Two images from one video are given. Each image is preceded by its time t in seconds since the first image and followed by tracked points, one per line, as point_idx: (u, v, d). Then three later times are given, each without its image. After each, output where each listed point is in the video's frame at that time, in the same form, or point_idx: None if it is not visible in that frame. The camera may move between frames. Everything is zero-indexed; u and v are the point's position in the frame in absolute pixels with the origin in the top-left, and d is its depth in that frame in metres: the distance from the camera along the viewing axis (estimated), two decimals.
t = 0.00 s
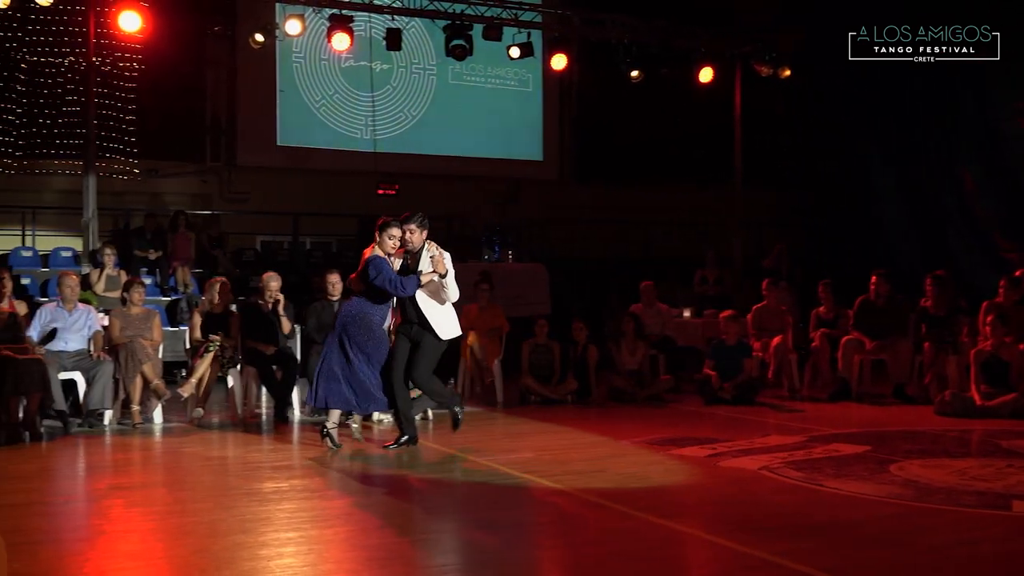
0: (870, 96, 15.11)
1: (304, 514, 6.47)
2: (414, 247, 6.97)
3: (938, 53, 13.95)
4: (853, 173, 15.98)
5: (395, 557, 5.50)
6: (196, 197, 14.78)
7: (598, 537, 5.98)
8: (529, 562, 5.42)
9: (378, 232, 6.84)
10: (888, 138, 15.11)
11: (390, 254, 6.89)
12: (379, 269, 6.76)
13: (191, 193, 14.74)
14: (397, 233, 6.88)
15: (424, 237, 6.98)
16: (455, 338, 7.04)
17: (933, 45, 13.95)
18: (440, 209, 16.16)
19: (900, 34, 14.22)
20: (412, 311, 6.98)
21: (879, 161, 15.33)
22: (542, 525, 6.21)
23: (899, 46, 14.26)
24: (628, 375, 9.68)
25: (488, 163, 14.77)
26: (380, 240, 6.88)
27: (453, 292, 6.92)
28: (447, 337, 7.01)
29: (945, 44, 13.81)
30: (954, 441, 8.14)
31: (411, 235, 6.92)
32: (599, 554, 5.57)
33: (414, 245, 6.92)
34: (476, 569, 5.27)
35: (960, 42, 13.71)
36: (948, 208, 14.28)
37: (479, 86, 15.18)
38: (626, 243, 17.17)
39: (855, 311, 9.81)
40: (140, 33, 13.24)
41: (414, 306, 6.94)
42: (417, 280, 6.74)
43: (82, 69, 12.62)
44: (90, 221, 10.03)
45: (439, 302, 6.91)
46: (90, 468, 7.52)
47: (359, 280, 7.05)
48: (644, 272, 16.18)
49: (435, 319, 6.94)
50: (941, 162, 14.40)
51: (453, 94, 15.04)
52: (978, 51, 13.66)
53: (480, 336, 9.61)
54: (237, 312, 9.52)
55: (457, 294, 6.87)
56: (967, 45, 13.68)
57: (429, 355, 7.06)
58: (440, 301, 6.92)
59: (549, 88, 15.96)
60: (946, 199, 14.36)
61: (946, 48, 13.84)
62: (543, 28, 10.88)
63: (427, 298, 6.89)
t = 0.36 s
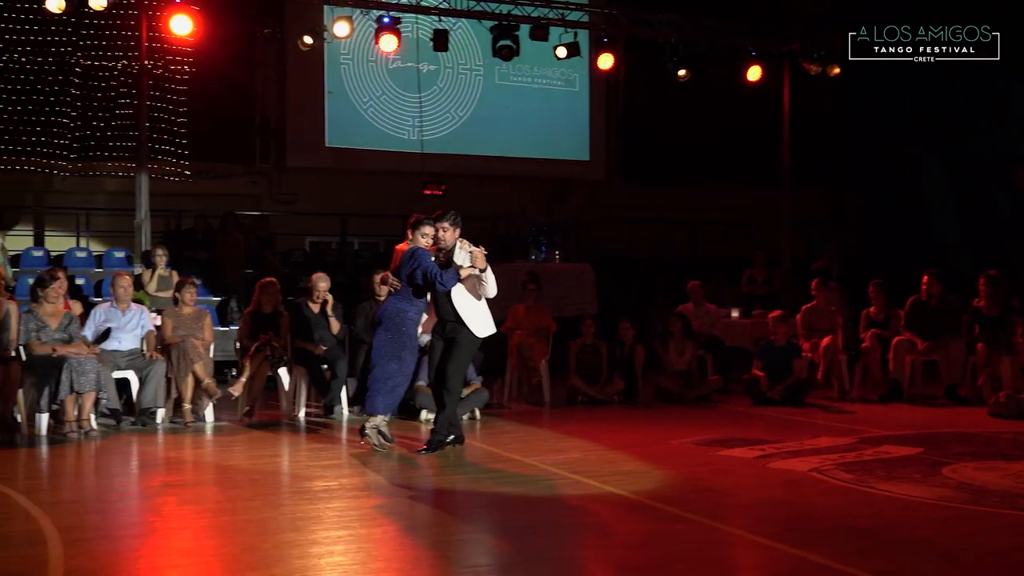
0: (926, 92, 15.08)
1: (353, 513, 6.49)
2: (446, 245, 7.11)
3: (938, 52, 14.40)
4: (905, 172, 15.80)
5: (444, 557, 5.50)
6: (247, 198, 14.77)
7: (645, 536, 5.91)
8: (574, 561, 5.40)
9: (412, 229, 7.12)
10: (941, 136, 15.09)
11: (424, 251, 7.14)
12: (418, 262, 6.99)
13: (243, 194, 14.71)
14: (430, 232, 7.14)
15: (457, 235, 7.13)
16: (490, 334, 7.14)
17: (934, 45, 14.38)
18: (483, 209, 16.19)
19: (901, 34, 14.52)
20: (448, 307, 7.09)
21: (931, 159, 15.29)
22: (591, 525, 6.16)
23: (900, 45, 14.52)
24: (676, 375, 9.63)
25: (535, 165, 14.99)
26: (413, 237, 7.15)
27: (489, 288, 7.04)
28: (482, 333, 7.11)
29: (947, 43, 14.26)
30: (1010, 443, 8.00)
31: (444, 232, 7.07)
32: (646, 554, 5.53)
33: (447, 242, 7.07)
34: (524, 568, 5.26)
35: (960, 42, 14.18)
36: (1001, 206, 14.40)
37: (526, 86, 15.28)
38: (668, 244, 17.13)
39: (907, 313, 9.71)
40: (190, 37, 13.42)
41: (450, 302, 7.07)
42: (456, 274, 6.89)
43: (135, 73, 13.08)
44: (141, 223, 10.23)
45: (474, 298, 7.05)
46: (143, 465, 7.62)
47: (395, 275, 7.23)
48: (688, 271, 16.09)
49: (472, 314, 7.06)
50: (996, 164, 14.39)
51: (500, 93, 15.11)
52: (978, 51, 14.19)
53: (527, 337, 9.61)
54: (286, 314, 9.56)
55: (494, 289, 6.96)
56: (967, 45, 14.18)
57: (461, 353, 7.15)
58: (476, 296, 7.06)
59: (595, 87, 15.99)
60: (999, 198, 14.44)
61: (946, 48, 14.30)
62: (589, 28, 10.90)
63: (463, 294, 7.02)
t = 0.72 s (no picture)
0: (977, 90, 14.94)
1: (399, 513, 6.53)
2: (504, 251, 6.96)
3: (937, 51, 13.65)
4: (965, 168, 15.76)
5: (488, 557, 5.51)
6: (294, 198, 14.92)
7: (690, 538, 5.88)
8: (619, 562, 5.38)
9: (470, 235, 7.06)
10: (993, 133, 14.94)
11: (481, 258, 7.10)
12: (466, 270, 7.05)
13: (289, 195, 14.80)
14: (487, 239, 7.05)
15: (515, 240, 6.96)
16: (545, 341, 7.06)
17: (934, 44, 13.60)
18: (525, 208, 16.21)
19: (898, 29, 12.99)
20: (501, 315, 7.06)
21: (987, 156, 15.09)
22: (636, 527, 6.15)
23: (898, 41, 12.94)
24: (722, 375, 9.60)
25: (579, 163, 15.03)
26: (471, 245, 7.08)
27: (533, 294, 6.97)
28: (535, 341, 7.03)
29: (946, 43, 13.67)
30: None
31: (502, 239, 6.91)
32: (693, 555, 5.51)
33: (503, 249, 6.91)
34: (569, 568, 5.26)
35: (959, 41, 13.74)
36: None
37: (571, 85, 15.29)
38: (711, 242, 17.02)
39: (957, 313, 9.58)
40: (239, 39, 13.66)
41: (503, 312, 7.04)
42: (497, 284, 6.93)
43: (184, 75, 13.28)
44: (191, 223, 10.32)
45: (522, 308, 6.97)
46: (193, 464, 7.72)
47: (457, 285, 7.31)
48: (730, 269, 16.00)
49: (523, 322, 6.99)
50: None
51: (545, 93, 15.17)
52: (978, 51, 13.96)
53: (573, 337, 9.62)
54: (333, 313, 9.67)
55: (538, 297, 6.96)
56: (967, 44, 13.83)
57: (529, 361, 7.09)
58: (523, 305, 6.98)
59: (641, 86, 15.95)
60: None
61: (946, 48, 13.63)
62: (635, 28, 10.88)
63: (509, 303, 6.97)
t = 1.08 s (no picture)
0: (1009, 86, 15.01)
1: (430, 512, 6.55)
2: (565, 248, 7.47)
3: (936, 52, 13.04)
4: (996, 167, 15.73)
5: (518, 557, 5.52)
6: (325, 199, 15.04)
7: (720, 539, 5.85)
8: (649, 563, 5.36)
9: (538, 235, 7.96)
10: None
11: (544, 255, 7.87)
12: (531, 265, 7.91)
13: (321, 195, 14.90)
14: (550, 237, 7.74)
15: (576, 238, 7.43)
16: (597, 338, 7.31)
17: (931, 45, 12.97)
18: (553, 209, 16.24)
19: (899, 33, 12.73)
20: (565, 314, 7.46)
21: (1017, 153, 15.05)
22: (666, 527, 6.13)
23: (897, 46, 12.73)
24: (754, 376, 9.59)
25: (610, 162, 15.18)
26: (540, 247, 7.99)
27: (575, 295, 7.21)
28: (593, 337, 7.32)
29: (940, 44, 13.08)
30: None
31: (562, 237, 7.44)
32: (724, 557, 5.48)
33: (563, 246, 7.43)
34: (599, 569, 5.24)
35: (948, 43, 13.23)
36: None
37: (602, 85, 15.30)
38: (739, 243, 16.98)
39: (991, 313, 9.51)
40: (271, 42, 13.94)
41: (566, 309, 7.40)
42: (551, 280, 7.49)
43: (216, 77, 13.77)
44: (224, 223, 10.39)
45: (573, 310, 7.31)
46: (226, 462, 7.78)
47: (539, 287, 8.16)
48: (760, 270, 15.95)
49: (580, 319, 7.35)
50: None
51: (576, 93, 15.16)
52: (977, 50, 14.51)
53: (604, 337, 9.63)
54: (365, 312, 9.71)
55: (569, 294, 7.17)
56: (965, 44, 14.07)
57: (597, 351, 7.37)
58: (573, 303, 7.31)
59: (671, 86, 15.93)
60: None
61: (942, 48, 13.07)
62: (666, 27, 10.89)
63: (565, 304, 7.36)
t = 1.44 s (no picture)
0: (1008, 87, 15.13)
1: (428, 511, 6.56)
2: (596, 248, 7.55)
3: (937, 52, 13.02)
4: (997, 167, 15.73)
5: (518, 556, 5.53)
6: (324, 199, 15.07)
7: (718, 539, 5.85)
8: (646, 563, 5.36)
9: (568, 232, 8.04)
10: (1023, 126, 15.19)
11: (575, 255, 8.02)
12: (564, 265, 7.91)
13: (320, 196, 15.21)
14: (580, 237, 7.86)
15: (605, 239, 7.53)
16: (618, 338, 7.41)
17: (931, 45, 12.95)
18: (553, 208, 16.26)
19: (900, 32, 12.74)
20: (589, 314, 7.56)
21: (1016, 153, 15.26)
22: (665, 527, 6.14)
23: (898, 47, 12.72)
24: (753, 376, 9.61)
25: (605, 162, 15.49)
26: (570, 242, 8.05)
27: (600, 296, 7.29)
28: (615, 337, 7.43)
29: (943, 44, 13.11)
30: None
31: (591, 237, 7.53)
32: (723, 558, 5.47)
33: (592, 246, 7.52)
34: (596, 569, 5.25)
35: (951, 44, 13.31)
36: None
37: (602, 85, 15.30)
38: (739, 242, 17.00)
39: (991, 313, 9.54)
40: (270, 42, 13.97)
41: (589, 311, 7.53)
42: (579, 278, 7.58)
43: (217, 77, 13.83)
44: (224, 222, 10.41)
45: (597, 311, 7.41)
46: (225, 462, 7.80)
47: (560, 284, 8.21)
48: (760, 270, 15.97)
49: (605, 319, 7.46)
50: None
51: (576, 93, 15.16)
52: (976, 50, 14.48)
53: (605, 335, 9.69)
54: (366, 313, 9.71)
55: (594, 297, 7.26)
56: (965, 45, 14.06)
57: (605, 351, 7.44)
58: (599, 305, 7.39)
59: (671, 86, 15.96)
60: None
61: (943, 48, 13.05)
62: (666, 27, 10.90)
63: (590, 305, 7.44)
